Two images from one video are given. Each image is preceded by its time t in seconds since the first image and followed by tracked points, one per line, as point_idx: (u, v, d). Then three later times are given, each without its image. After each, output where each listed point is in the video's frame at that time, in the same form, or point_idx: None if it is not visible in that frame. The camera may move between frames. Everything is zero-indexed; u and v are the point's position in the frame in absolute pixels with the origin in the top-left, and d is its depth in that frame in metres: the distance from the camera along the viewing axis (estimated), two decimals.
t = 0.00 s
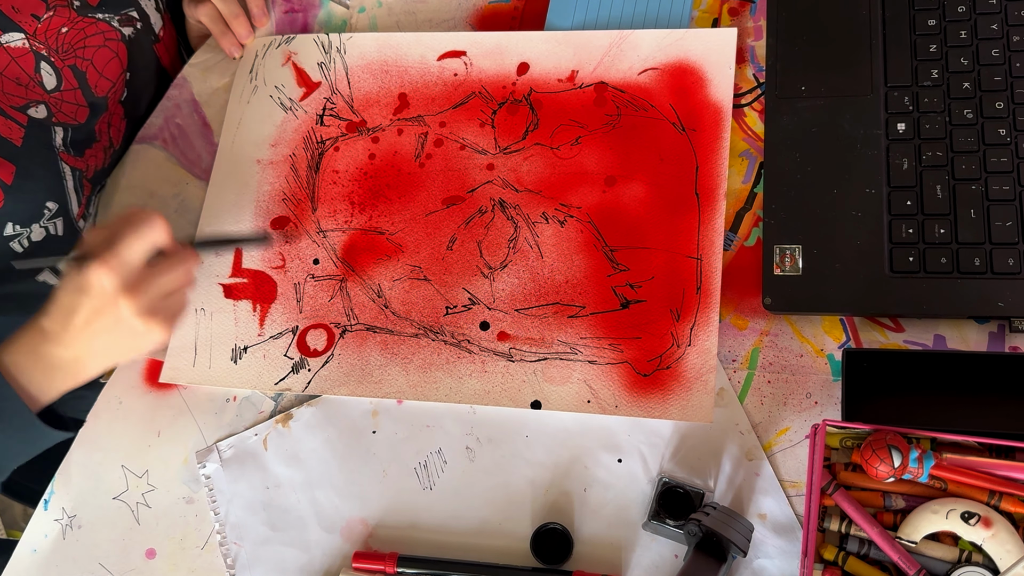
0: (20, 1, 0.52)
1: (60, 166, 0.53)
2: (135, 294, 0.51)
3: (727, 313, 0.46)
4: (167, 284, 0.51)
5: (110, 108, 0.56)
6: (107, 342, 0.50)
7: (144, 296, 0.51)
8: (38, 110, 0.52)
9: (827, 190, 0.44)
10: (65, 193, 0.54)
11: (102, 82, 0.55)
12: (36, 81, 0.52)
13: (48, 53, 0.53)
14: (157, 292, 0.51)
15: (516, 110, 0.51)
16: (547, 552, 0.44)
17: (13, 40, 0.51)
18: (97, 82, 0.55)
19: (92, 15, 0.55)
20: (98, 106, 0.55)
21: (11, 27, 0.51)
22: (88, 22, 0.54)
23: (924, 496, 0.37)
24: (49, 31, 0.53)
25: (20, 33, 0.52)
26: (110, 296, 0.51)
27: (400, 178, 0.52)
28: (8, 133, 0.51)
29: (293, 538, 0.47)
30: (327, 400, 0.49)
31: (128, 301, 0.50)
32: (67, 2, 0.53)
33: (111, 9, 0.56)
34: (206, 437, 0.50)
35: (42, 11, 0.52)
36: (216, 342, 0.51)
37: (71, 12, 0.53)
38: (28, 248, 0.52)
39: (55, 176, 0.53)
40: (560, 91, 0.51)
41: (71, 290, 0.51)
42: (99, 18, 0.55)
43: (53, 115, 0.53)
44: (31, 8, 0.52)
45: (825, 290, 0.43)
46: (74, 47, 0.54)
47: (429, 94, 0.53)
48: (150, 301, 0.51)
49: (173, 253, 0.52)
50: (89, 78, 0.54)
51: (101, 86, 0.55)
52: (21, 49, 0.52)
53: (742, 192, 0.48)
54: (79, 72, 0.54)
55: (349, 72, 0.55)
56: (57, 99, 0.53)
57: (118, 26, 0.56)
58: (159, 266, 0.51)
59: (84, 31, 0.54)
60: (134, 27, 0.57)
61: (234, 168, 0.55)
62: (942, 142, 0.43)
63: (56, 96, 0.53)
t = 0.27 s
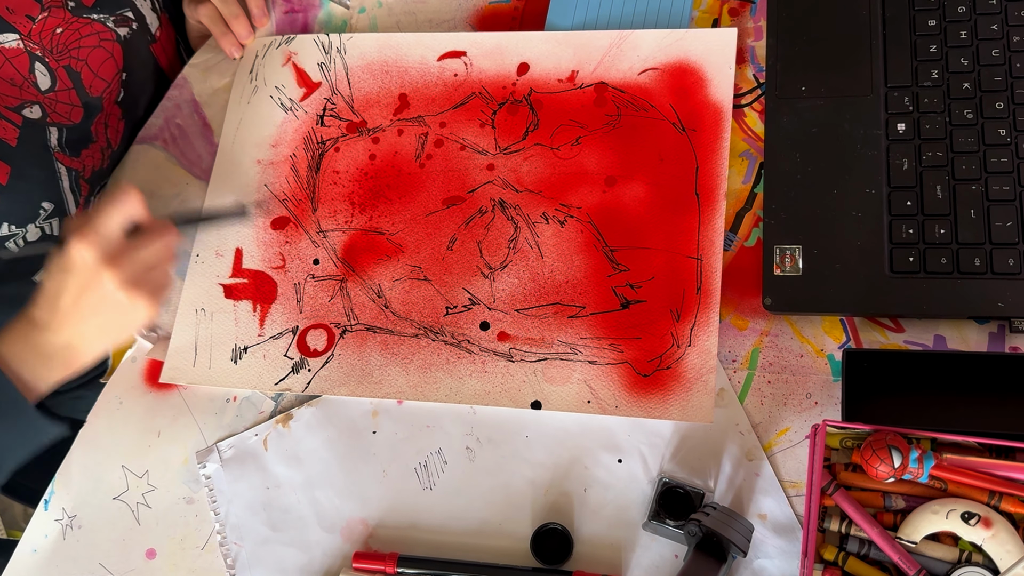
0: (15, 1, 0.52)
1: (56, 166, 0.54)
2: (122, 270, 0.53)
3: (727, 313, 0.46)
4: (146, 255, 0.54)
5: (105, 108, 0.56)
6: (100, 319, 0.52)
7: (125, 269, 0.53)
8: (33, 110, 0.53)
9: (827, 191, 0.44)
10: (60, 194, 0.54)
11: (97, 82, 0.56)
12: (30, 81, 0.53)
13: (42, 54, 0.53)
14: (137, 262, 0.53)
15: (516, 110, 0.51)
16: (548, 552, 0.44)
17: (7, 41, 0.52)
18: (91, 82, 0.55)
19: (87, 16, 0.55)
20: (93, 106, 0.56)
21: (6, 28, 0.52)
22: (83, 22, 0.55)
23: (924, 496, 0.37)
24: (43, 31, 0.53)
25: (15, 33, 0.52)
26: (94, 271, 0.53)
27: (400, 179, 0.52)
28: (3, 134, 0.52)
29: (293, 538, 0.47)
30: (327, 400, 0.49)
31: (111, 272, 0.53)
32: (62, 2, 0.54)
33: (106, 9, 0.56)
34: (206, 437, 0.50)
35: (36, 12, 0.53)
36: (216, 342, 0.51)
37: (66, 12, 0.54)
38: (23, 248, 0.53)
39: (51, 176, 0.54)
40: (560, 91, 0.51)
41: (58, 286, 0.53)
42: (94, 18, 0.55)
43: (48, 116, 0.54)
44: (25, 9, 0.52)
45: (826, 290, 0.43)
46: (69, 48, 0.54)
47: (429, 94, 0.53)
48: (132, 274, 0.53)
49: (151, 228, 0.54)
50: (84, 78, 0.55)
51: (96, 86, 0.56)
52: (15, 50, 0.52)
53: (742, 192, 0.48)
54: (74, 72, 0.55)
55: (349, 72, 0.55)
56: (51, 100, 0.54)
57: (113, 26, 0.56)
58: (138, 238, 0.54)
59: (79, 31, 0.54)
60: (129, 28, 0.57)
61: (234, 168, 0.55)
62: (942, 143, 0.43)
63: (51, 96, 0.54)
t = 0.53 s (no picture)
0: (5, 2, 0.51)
1: (45, 165, 0.52)
2: (130, 291, 0.54)
3: (727, 313, 0.46)
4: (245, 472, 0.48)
5: (96, 108, 0.55)
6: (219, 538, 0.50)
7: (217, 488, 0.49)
8: (22, 109, 0.51)
9: (827, 190, 0.45)
10: (52, 193, 0.52)
11: (88, 83, 0.55)
12: (19, 80, 0.51)
13: (32, 53, 0.52)
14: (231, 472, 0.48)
15: (516, 110, 0.51)
16: (548, 553, 0.44)
17: None
18: (82, 82, 0.54)
19: (79, 15, 0.54)
20: (83, 105, 0.54)
21: None
22: (74, 22, 0.54)
23: (924, 496, 0.37)
24: (33, 31, 0.52)
25: (4, 33, 0.51)
26: (168, 493, 0.49)
27: (400, 179, 0.52)
28: None
29: (293, 539, 0.47)
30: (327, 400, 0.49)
31: (191, 475, 0.49)
32: (52, 2, 0.53)
33: (97, 9, 0.55)
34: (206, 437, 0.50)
35: (26, 12, 0.52)
36: (216, 342, 0.51)
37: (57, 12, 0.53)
38: (10, 247, 0.50)
39: (40, 174, 0.52)
40: (560, 91, 0.51)
41: (144, 456, 0.49)
42: (86, 18, 0.55)
43: (37, 115, 0.52)
44: (16, 9, 0.51)
45: (826, 290, 0.43)
46: (59, 47, 0.53)
47: (429, 95, 0.53)
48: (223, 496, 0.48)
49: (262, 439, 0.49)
50: (74, 78, 0.54)
51: (86, 86, 0.54)
52: (5, 49, 0.51)
53: (742, 192, 0.48)
54: (63, 72, 0.53)
55: (349, 72, 0.55)
56: (40, 99, 0.52)
57: (105, 26, 0.56)
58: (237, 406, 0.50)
59: (69, 31, 0.54)
60: (122, 28, 0.57)
61: (234, 168, 0.55)
62: (942, 143, 0.43)
63: (40, 96, 0.52)
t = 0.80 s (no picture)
0: None
1: (44, 163, 0.53)
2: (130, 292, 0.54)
3: (727, 313, 0.46)
4: None
5: (93, 104, 0.55)
6: None
7: None
8: (19, 106, 0.51)
9: (826, 190, 0.45)
10: (50, 187, 0.53)
11: (83, 78, 0.55)
12: (14, 78, 0.51)
13: (26, 50, 0.52)
14: None
15: (516, 110, 0.51)
16: (548, 553, 0.44)
17: None
18: (77, 78, 0.54)
19: (71, 11, 0.54)
20: (79, 102, 0.55)
21: None
22: (67, 18, 0.54)
23: (924, 496, 0.37)
24: (26, 27, 0.52)
25: None
26: None
27: (400, 179, 0.52)
28: None
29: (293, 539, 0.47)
30: (327, 400, 0.49)
31: None
32: None
33: (90, 5, 0.55)
34: (206, 437, 0.50)
35: (18, 8, 0.52)
36: (215, 342, 0.51)
37: (48, 7, 0.53)
38: (8, 244, 0.51)
39: (39, 172, 0.52)
40: (560, 91, 0.51)
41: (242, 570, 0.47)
42: (78, 13, 0.54)
43: (34, 111, 0.52)
44: (7, 6, 0.51)
45: (825, 290, 0.43)
46: (53, 44, 0.53)
47: (429, 95, 0.53)
48: None
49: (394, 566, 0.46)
50: (69, 74, 0.54)
51: (81, 82, 0.55)
52: None
53: (742, 191, 0.48)
54: (58, 68, 0.53)
55: (349, 72, 0.55)
56: (36, 96, 0.52)
57: (98, 22, 0.56)
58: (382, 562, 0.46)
59: (63, 27, 0.54)
60: (115, 23, 0.57)
61: (234, 168, 0.55)
62: (942, 142, 0.43)
63: (35, 93, 0.52)
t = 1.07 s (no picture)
0: None
1: (46, 163, 0.52)
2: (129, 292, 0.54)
3: (727, 313, 0.46)
4: None
5: (94, 104, 0.55)
6: None
7: None
8: (20, 107, 0.52)
9: (826, 190, 0.44)
10: (52, 188, 0.53)
11: (84, 78, 0.55)
12: (15, 78, 0.52)
13: (26, 50, 0.52)
14: None
15: (516, 110, 0.51)
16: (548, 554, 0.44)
17: None
18: (78, 78, 0.54)
19: (71, 11, 0.54)
20: (81, 101, 0.54)
21: None
22: (67, 18, 0.54)
23: (924, 496, 0.37)
24: (26, 27, 0.52)
25: None
26: None
27: (400, 179, 0.52)
28: None
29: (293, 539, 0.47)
30: (327, 400, 0.49)
31: None
32: None
33: (90, 4, 0.55)
34: (206, 437, 0.50)
35: (17, 9, 0.52)
36: (215, 342, 0.51)
37: (48, 7, 0.53)
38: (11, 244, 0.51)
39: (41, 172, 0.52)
40: (560, 91, 0.51)
41: None
42: (78, 13, 0.55)
43: (35, 111, 0.52)
44: (7, 7, 0.52)
45: (825, 290, 0.43)
46: (53, 44, 0.53)
47: (429, 95, 0.53)
48: None
49: None
50: (70, 74, 0.54)
51: (82, 82, 0.54)
52: None
53: (742, 192, 0.48)
54: (59, 68, 0.53)
55: (349, 72, 0.55)
56: (37, 96, 0.52)
57: (98, 21, 0.56)
58: None
59: (63, 26, 0.54)
60: (115, 23, 0.57)
61: (234, 168, 0.55)
62: (942, 142, 0.43)
63: (37, 93, 0.52)
